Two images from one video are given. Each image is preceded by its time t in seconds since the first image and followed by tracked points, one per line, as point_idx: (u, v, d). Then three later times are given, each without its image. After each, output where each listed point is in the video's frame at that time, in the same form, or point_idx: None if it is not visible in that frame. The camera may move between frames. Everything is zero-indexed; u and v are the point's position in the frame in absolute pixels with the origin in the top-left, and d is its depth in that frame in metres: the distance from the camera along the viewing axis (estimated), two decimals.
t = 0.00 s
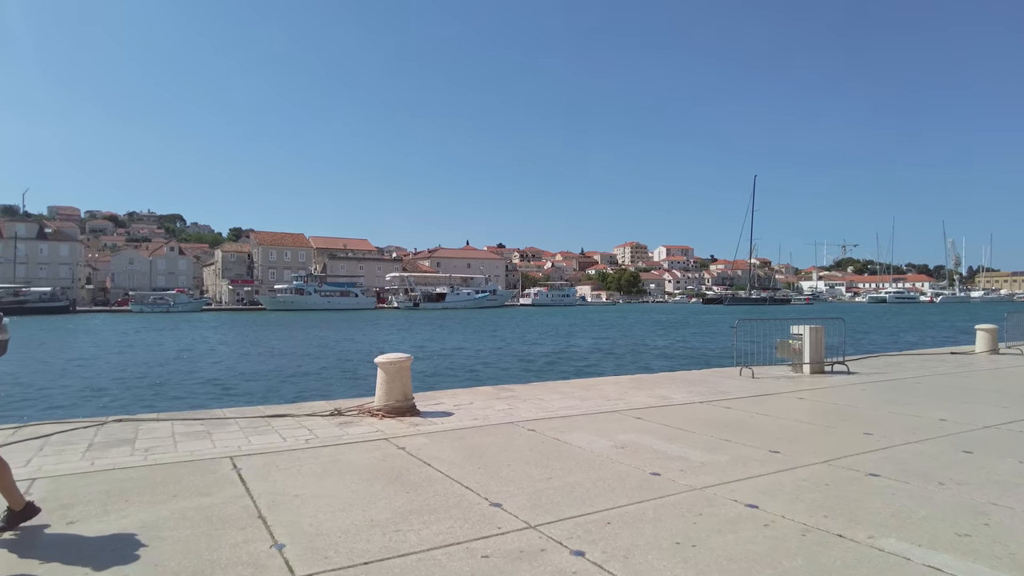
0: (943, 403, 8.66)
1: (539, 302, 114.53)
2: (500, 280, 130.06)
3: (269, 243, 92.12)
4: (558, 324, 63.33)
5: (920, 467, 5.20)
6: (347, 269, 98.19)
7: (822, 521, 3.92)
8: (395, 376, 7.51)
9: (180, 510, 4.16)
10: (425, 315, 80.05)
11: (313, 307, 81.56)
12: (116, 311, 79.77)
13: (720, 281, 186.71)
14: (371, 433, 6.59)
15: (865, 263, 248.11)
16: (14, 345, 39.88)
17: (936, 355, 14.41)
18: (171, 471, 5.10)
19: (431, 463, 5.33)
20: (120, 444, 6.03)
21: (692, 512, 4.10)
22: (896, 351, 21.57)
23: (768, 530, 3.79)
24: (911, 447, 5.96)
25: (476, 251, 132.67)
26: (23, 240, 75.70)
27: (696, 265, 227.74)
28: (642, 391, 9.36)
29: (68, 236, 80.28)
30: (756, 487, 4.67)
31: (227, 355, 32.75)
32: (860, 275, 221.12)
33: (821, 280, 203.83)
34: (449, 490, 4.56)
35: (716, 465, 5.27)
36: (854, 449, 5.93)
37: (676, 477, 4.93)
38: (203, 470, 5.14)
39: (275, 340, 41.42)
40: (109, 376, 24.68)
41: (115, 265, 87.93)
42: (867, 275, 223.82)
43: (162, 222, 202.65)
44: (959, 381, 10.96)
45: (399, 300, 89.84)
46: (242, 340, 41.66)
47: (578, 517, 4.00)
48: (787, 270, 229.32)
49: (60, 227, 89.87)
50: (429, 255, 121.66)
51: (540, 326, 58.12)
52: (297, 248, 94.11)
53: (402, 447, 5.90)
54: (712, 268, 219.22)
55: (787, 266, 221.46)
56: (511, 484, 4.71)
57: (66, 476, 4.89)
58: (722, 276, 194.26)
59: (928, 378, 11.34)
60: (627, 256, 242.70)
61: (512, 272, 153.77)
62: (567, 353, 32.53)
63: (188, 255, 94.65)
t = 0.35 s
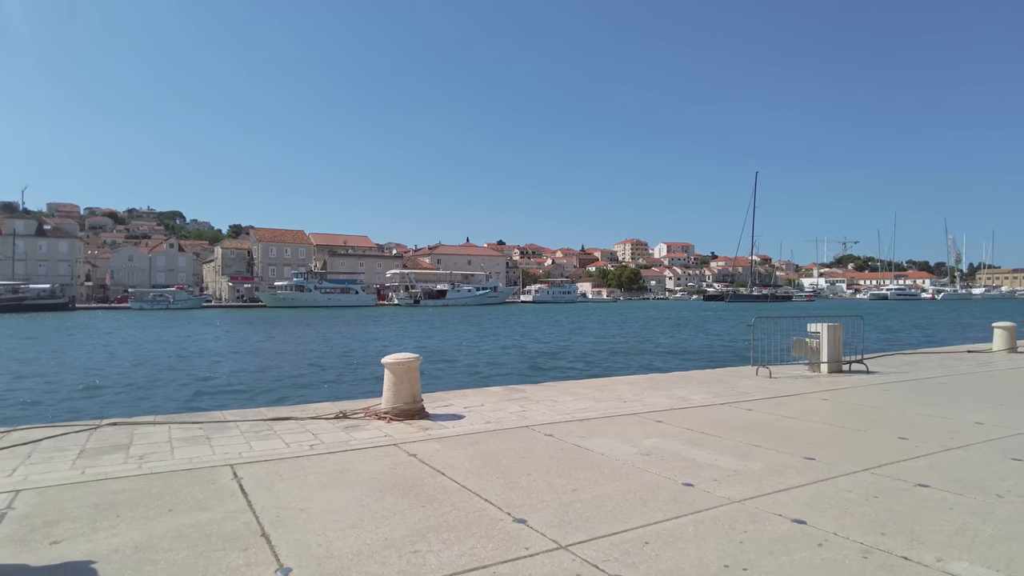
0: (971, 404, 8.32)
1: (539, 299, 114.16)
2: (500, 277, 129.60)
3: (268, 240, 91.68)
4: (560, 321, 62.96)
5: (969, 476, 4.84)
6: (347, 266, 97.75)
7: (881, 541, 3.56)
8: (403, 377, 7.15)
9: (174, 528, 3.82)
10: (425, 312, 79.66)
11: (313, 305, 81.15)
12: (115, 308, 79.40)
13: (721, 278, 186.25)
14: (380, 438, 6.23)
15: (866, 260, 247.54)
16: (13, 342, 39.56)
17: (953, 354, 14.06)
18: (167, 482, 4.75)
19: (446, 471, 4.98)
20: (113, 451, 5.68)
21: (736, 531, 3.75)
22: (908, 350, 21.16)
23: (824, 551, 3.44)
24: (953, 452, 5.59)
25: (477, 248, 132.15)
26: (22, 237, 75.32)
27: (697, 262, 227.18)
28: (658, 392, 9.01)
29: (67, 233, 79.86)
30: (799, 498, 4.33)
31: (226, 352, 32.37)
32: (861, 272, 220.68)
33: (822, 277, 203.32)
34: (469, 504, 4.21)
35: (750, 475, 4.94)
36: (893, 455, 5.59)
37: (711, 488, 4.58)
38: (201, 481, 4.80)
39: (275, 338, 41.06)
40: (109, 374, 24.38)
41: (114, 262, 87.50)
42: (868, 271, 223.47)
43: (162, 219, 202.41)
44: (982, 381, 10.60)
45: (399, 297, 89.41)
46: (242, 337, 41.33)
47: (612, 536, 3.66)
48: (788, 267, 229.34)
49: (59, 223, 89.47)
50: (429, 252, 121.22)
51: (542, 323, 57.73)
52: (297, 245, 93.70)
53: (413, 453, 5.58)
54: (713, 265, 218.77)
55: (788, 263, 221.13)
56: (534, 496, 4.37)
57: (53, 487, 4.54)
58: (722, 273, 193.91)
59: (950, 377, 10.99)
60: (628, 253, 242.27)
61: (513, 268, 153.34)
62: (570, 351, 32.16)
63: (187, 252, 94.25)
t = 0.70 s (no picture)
0: (1002, 404, 7.98)
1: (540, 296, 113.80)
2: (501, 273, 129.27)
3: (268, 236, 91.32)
4: (561, 318, 62.64)
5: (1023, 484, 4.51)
6: (347, 262, 97.44)
7: (950, 561, 3.22)
8: (412, 376, 6.82)
9: (173, 543, 3.50)
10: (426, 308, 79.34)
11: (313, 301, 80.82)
12: (115, 303, 79.07)
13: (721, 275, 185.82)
14: (390, 440, 5.91)
15: (866, 257, 247.20)
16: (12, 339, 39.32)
17: (970, 352, 13.72)
18: (165, 490, 4.40)
19: (463, 478, 4.67)
20: (108, 455, 5.36)
21: (788, 547, 3.43)
22: (918, 347, 20.84)
23: (889, 570, 3.12)
24: (1000, 456, 5.25)
25: (477, 244, 131.82)
26: (21, 233, 74.95)
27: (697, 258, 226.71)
28: (675, 392, 8.69)
29: (66, 229, 79.50)
30: (848, 508, 3.99)
31: (226, 349, 32.06)
32: (862, 269, 220.32)
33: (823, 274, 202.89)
34: (492, 515, 3.89)
35: (788, 481, 4.63)
36: (935, 459, 5.26)
37: (750, 498, 4.26)
38: (202, 489, 4.48)
39: (275, 334, 40.77)
40: (108, 370, 24.09)
41: (113, 258, 87.11)
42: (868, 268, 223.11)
43: (161, 215, 202.04)
44: (1006, 380, 10.26)
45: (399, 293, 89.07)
46: (242, 334, 41.06)
47: (653, 554, 3.34)
48: (789, 264, 228.97)
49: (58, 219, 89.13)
50: (430, 248, 120.88)
51: (543, 320, 57.44)
52: (297, 241, 93.31)
53: (427, 458, 5.25)
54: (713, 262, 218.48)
55: (788, 260, 220.85)
56: (561, 507, 4.07)
57: (43, 496, 4.21)
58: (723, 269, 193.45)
59: (972, 376, 10.66)
60: (628, 250, 241.82)
61: (513, 265, 152.96)
62: (574, 348, 31.84)
63: (187, 248, 93.85)
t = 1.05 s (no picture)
0: None
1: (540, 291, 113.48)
2: (501, 269, 128.81)
3: (268, 231, 90.85)
4: (562, 313, 62.22)
5: None
6: (347, 258, 97.05)
7: None
8: (417, 369, 6.43)
9: (156, 554, 3.14)
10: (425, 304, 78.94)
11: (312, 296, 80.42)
12: (113, 299, 78.66)
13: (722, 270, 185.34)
14: (394, 437, 5.54)
15: (866, 253, 246.81)
16: (9, 335, 38.91)
17: (989, 345, 13.31)
18: (151, 494, 4.02)
19: (477, 479, 4.29)
20: (93, 455, 4.99)
21: (846, 557, 3.05)
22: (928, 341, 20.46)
23: None
24: None
25: (477, 240, 131.34)
26: (19, 229, 74.45)
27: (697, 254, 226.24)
28: (691, 387, 8.31)
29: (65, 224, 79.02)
30: (907, 514, 3.59)
31: (224, 344, 31.63)
32: (862, 264, 220.07)
33: (823, 269, 202.60)
34: (512, 522, 3.50)
35: (832, 482, 4.26)
36: (983, 457, 4.89)
37: (793, 501, 3.89)
38: (195, 492, 4.11)
39: (273, 330, 40.35)
40: (105, 366, 23.72)
41: (112, 254, 86.58)
42: (868, 263, 222.78)
43: (161, 211, 201.63)
44: None
45: (399, 288, 88.71)
46: (241, 329, 40.65)
47: (698, 567, 2.96)
48: (789, 259, 228.86)
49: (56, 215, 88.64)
50: (429, 244, 120.55)
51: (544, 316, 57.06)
52: (297, 237, 92.83)
53: (437, 457, 4.86)
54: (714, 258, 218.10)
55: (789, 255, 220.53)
56: (586, 512, 3.68)
57: (15, 500, 3.83)
58: (723, 265, 193.08)
59: (997, 370, 10.30)
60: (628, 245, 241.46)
61: (513, 260, 152.54)
62: (576, 344, 31.46)
63: (186, 244, 93.36)
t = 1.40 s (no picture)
0: None
1: (541, 291, 113.04)
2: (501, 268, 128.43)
3: (268, 231, 90.41)
4: (564, 313, 61.79)
5: None
6: (347, 257, 96.62)
7: None
8: (427, 376, 6.03)
9: None
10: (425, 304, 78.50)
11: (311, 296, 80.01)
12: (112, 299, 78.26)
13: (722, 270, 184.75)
14: (405, 451, 5.14)
15: (866, 253, 246.28)
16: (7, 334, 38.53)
17: (1012, 347, 12.86)
18: (140, 520, 3.61)
19: (500, 502, 3.89)
20: (79, 472, 4.57)
21: None
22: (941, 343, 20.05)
23: None
24: None
25: (477, 239, 130.82)
26: (18, 228, 74.01)
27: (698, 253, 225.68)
28: (712, 393, 7.91)
29: (63, 224, 78.58)
30: (987, 544, 3.20)
31: (224, 345, 31.22)
32: (863, 263, 219.67)
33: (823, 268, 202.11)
34: (546, 556, 3.11)
35: (891, 502, 3.87)
36: None
37: (854, 526, 3.49)
38: (188, 516, 3.71)
39: (274, 330, 39.95)
40: (103, 366, 23.35)
41: (111, 254, 86.10)
42: (869, 262, 222.40)
43: (161, 211, 201.09)
44: None
45: (399, 288, 88.29)
46: (241, 330, 40.23)
47: None
48: (789, 259, 228.47)
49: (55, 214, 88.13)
50: (430, 243, 120.13)
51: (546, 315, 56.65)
52: (297, 236, 92.44)
53: (454, 474, 4.48)
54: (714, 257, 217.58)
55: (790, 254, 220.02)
56: (628, 542, 3.28)
57: None
58: (724, 264, 192.65)
59: None
60: (629, 245, 241.00)
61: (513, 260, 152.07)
62: (580, 344, 31.05)
63: (186, 243, 92.94)
